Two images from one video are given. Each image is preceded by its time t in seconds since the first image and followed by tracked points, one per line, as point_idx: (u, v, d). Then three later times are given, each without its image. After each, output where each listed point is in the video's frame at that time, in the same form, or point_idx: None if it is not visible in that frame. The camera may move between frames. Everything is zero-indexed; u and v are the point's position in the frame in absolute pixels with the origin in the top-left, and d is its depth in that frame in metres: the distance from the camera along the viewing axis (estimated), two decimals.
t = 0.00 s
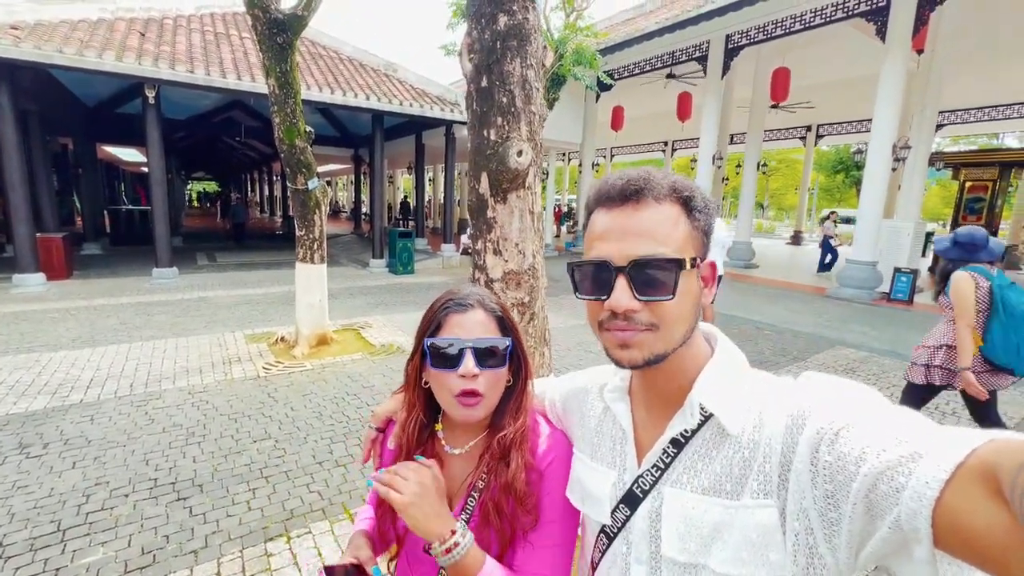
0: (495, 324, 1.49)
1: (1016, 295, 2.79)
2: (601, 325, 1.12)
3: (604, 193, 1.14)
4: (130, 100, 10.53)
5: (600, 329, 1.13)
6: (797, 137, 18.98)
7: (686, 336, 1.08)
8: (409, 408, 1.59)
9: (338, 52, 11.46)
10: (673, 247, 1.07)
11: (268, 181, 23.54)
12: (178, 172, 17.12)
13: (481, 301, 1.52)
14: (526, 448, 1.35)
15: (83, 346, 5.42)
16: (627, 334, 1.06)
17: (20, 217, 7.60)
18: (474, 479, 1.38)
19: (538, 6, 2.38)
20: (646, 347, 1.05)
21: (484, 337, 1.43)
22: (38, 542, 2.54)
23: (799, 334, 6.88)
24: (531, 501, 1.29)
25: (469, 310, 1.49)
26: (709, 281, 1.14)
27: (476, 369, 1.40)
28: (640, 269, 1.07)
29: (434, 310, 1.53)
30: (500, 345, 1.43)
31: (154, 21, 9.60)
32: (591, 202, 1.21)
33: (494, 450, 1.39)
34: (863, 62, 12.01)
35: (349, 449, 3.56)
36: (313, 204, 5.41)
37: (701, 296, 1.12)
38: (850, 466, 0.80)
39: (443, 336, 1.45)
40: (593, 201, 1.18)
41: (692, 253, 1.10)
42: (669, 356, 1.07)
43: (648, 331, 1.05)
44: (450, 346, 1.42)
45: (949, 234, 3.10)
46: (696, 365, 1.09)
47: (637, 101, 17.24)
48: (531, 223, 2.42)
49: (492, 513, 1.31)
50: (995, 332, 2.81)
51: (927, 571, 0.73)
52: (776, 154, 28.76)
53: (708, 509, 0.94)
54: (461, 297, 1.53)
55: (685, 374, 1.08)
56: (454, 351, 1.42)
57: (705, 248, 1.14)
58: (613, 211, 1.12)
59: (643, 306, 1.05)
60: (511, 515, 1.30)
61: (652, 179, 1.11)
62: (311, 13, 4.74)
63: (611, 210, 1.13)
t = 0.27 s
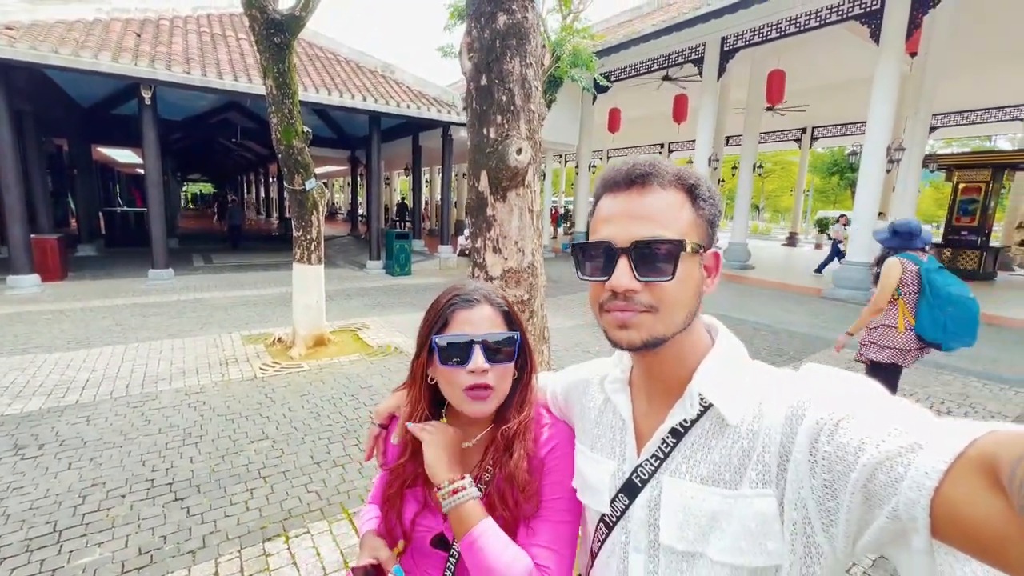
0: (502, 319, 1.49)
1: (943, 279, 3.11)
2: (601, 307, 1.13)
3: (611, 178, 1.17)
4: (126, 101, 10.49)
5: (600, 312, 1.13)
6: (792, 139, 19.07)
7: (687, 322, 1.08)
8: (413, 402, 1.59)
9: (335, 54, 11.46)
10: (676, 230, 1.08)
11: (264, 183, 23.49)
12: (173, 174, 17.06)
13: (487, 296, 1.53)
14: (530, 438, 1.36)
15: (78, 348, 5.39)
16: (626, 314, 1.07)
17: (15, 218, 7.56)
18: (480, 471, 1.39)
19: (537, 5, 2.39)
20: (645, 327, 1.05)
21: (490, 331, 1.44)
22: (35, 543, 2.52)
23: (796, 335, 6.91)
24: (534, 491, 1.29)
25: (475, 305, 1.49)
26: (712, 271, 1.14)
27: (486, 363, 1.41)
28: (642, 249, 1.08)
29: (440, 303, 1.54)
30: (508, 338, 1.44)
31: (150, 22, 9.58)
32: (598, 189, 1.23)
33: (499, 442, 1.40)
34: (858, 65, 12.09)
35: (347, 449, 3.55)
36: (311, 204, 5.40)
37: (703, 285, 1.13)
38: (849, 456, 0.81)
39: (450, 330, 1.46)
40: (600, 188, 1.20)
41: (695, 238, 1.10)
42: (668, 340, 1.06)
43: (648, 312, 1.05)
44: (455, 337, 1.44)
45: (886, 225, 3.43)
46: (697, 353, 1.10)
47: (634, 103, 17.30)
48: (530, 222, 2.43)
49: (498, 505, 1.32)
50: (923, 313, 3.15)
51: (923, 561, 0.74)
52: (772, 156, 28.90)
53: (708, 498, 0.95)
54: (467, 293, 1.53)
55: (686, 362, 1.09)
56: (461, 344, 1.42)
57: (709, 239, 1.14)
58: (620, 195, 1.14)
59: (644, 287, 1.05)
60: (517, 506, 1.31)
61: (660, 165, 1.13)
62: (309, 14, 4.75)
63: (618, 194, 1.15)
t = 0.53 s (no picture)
0: (504, 321, 1.49)
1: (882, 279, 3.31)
2: (598, 311, 1.13)
3: (607, 181, 1.17)
4: (120, 103, 10.44)
5: (597, 316, 1.14)
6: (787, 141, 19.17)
7: (683, 327, 1.09)
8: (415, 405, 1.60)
9: (331, 55, 11.45)
10: (670, 235, 1.09)
11: (260, 185, 23.43)
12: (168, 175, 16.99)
13: (489, 298, 1.53)
14: (535, 435, 1.37)
15: (72, 351, 5.35)
16: (622, 319, 1.08)
17: (8, 220, 7.51)
18: (485, 472, 1.39)
19: (535, 8, 2.40)
20: (639, 333, 1.06)
21: (492, 335, 1.44)
22: (29, 548, 2.50)
23: (791, 336, 6.94)
24: (541, 490, 1.30)
25: (477, 308, 1.49)
26: (707, 275, 1.15)
27: (486, 371, 1.41)
28: (637, 255, 1.08)
29: (441, 306, 1.54)
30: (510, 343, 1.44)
31: (145, 23, 9.55)
32: (594, 193, 1.23)
33: (504, 441, 1.40)
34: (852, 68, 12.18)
35: (344, 452, 3.53)
36: (307, 206, 5.39)
37: (699, 288, 1.13)
38: (845, 458, 0.81)
39: (453, 333, 1.46)
40: (597, 191, 1.20)
41: (690, 243, 1.11)
42: (663, 345, 1.07)
43: (643, 317, 1.06)
44: (457, 340, 1.44)
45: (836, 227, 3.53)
46: (695, 355, 1.10)
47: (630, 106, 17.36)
48: (528, 224, 2.43)
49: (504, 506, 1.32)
50: (863, 309, 3.35)
51: (917, 563, 0.74)
52: (767, 158, 29.06)
53: (705, 499, 0.95)
54: (469, 295, 1.53)
55: (683, 364, 1.09)
56: (462, 347, 1.43)
57: (704, 242, 1.15)
58: (615, 200, 1.14)
59: (639, 292, 1.06)
60: (524, 504, 1.31)
61: (656, 169, 1.13)
62: (306, 16, 4.75)
63: (614, 199, 1.15)
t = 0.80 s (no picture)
0: (504, 325, 1.48)
1: (836, 272, 3.74)
2: (599, 311, 1.12)
3: (608, 181, 1.17)
4: (116, 106, 10.40)
5: (598, 316, 1.12)
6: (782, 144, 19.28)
7: (684, 328, 1.08)
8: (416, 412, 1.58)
9: (328, 58, 11.44)
10: (671, 234, 1.09)
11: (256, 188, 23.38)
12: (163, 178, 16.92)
13: (490, 300, 1.52)
14: (542, 450, 1.38)
15: (67, 355, 5.31)
16: (625, 317, 1.06)
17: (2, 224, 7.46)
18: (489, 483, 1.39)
19: (533, 12, 2.40)
20: (642, 332, 1.05)
21: (495, 336, 1.44)
22: (22, 556, 2.47)
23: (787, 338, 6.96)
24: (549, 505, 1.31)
25: (478, 309, 1.48)
26: (706, 276, 1.15)
27: (482, 369, 1.41)
28: (639, 253, 1.08)
29: (442, 309, 1.53)
30: (508, 346, 1.44)
31: (141, 27, 9.52)
32: (594, 194, 1.23)
33: (508, 455, 1.40)
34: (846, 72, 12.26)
35: (341, 456, 3.51)
36: (304, 210, 5.37)
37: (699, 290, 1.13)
38: (843, 463, 0.81)
39: (453, 335, 1.46)
40: (597, 192, 1.20)
41: (690, 242, 1.11)
42: (665, 345, 1.07)
43: (647, 316, 1.06)
44: (460, 344, 1.43)
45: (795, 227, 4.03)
46: (692, 359, 1.10)
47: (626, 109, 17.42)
48: (527, 227, 2.43)
49: (511, 519, 1.33)
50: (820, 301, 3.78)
51: (915, 568, 0.74)
52: (762, 161, 29.21)
53: (704, 505, 0.95)
54: (470, 296, 1.52)
55: (682, 367, 1.09)
56: (462, 351, 1.43)
57: (703, 243, 1.15)
58: (616, 199, 1.15)
59: (642, 290, 1.05)
60: (532, 518, 1.33)
61: (656, 170, 1.14)
62: (303, 19, 4.75)
63: (614, 199, 1.16)
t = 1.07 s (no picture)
0: (494, 323, 1.47)
1: (798, 271, 4.20)
2: (606, 309, 1.10)
3: (609, 179, 1.18)
4: (110, 109, 10.36)
5: (605, 314, 1.10)
6: (777, 147, 19.39)
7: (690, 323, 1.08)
8: (413, 413, 1.58)
9: (324, 62, 11.44)
10: (677, 228, 1.10)
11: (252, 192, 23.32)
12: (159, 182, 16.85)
13: (480, 299, 1.51)
14: (538, 457, 1.38)
15: (61, 360, 5.26)
16: (635, 313, 1.05)
17: None
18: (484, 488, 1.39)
19: (531, 14, 2.41)
20: (652, 327, 1.04)
21: (483, 337, 1.44)
22: (16, 563, 2.44)
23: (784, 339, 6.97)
24: (545, 512, 1.31)
25: (468, 309, 1.48)
26: (708, 272, 1.16)
27: (465, 369, 1.40)
28: (647, 248, 1.08)
29: (434, 310, 1.53)
30: (495, 346, 1.43)
31: (136, 30, 9.50)
32: (593, 193, 1.23)
33: (503, 462, 1.40)
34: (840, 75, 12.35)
35: (339, 460, 3.49)
36: (300, 212, 5.36)
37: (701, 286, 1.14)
38: (847, 458, 0.81)
39: (442, 334, 1.46)
40: (598, 190, 1.20)
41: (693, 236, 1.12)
42: (674, 340, 1.06)
43: (656, 311, 1.05)
44: (447, 344, 1.43)
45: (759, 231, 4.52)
46: (695, 358, 1.10)
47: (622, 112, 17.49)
48: (526, 228, 2.43)
49: (506, 525, 1.32)
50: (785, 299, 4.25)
51: (923, 563, 0.73)
52: (757, 164, 29.36)
53: (709, 503, 0.94)
54: (460, 296, 1.53)
55: (683, 364, 1.09)
56: (447, 350, 1.43)
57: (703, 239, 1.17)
58: (619, 195, 1.15)
59: (651, 284, 1.05)
60: (528, 526, 1.33)
61: (656, 167, 1.15)
62: (299, 22, 4.74)
63: (616, 196, 1.16)
